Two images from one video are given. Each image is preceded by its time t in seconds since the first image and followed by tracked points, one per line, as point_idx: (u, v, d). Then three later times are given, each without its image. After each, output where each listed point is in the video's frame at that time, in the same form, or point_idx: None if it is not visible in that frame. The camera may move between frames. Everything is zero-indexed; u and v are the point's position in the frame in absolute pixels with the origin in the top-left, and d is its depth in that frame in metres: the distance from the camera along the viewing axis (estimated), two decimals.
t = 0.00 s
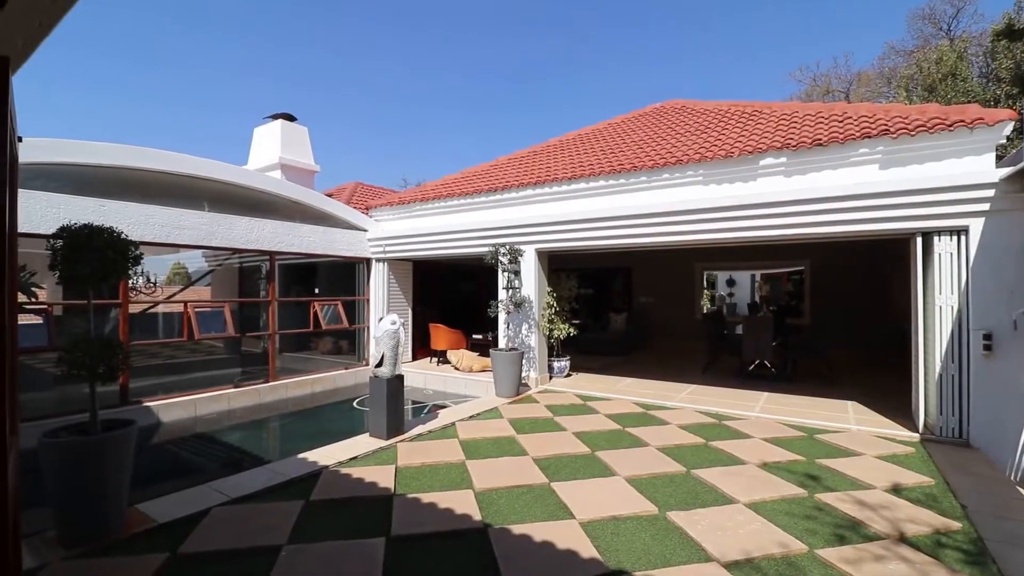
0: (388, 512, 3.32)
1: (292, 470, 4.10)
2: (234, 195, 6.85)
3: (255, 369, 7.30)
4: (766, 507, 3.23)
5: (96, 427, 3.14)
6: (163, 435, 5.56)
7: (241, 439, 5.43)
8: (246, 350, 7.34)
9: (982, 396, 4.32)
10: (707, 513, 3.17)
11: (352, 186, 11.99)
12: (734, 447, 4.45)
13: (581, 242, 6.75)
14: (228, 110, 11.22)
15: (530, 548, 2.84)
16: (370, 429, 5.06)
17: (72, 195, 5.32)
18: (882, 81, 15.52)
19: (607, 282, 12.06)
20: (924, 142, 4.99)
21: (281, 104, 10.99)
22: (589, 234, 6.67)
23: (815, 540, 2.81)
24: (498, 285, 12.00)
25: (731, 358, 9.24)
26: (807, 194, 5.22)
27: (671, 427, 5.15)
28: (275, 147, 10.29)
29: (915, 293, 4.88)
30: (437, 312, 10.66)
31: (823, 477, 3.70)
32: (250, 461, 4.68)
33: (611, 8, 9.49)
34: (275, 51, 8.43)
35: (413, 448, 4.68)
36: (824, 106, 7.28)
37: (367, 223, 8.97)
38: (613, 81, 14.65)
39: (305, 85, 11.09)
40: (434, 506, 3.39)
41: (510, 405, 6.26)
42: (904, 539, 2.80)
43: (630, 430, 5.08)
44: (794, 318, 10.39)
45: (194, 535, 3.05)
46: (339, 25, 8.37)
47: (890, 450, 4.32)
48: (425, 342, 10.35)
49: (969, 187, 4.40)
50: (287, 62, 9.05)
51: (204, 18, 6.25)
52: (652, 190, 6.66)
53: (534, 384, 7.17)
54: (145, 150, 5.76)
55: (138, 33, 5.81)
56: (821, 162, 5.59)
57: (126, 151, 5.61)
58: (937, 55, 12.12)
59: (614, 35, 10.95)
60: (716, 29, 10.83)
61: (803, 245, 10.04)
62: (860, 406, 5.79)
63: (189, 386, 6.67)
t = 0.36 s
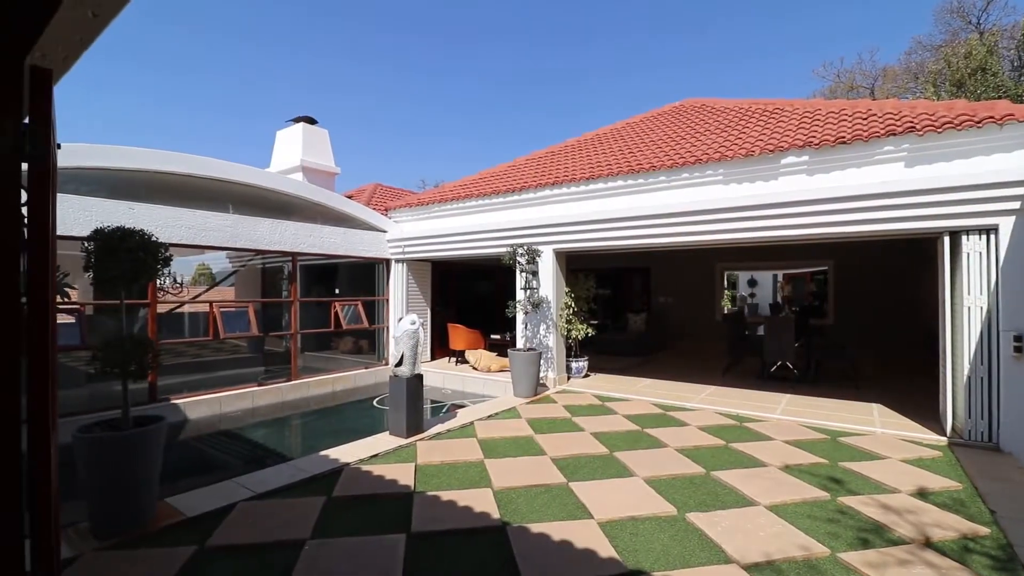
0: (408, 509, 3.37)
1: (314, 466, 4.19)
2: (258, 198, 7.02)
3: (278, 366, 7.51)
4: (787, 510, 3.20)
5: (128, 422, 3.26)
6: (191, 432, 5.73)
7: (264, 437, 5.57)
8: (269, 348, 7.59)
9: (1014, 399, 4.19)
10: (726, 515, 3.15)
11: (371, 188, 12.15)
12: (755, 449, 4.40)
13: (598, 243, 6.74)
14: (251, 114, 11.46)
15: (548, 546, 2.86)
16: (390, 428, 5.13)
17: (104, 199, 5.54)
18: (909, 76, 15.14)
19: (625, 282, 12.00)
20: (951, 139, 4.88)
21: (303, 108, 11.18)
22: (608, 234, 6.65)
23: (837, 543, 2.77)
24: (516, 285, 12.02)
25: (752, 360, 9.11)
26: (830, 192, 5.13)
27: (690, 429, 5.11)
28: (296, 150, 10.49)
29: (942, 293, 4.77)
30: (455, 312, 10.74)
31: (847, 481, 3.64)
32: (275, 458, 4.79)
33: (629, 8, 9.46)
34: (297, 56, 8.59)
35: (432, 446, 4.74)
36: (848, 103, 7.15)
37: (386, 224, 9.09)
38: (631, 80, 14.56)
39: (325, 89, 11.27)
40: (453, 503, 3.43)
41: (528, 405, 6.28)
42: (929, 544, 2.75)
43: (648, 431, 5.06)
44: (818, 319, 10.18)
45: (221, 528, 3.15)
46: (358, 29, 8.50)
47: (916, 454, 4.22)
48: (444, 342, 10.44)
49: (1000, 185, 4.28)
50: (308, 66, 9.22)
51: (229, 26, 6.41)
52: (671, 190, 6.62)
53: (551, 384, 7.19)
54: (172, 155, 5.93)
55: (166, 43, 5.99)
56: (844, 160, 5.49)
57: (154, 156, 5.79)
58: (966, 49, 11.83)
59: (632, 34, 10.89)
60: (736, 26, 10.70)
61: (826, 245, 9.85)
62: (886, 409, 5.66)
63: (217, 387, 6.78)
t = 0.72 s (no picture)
0: (432, 506, 3.44)
1: (339, 463, 4.29)
2: (283, 201, 7.20)
3: (303, 365, 7.64)
4: (812, 513, 3.16)
5: (164, 418, 3.40)
6: (220, 428, 5.92)
7: (290, 434, 5.71)
8: (293, 348, 7.61)
9: None
10: (750, 518, 3.13)
11: (393, 190, 12.32)
12: (779, 452, 4.34)
13: (619, 243, 6.72)
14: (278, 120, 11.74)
15: (569, 545, 2.89)
16: (413, 426, 5.22)
17: (140, 203, 5.76)
18: (940, 71, 14.70)
19: (646, 282, 11.91)
20: (985, 136, 4.74)
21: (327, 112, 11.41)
22: (629, 235, 6.63)
23: (863, 548, 2.73)
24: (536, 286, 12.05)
25: (776, 361, 8.97)
26: (857, 192, 5.03)
27: (712, 431, 5.07)
28: (320, 154, 10.71)
29: (975, 294, 4.63)
30: (475, 312, 10.83)
31: (874, 485, 3.57)
32: (301, 455, 4.92)
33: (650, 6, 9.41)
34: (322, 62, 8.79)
35: (454, 445, 4.80)
36: (876, 100, 6.98)
37: (408, 225, 9.22)
38: (652, 79, 14.45)
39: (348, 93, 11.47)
40: (475, 501, 3.49)
41: (548, 406, 6.31)
42: (960, 550, 2.69)
43: (670, 433, 5.03)
44: (845, 320, 9.95)
45: (252, 521, 3.25)
46: (380, 34, 8.63)
47: (947, 459, 4.11)
48: (464, 342, 10.53)
49: None
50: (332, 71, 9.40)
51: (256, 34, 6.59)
52: (693, 190, 6.57)
53: (572, 384, 7.19)
54: (204, 159, 6.13)
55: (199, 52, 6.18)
56: (872, 158, 5.37)
57: (187, 161, 5.99)
58: (1001, 42, 11.42)
59: (653, 32, 10.82)
60: (759, 23, 10.54)
61: (852, 245, 9.63)
62: (915, 413, 5.51)
63: (244, 382, 6.96)
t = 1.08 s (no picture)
0: (459, 502, 3.51)
1: (368, 459, 4.41)
2: (313, 204, 7.41)
3: (331, 364, 7.79)
4: (842, 518, 3.11)
5: (204, 414, 3.55)
6: (253, 424, 6.13)
7: (319, 431, 5.88)
8: (322, 347, 7.76)
9: None
10: (777, 521, 3.10)
11: (417, 192, 12.50)
12: (808, 455, 4.28)
13: (643, 244, 6.70)
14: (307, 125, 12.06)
15: (595, 543, 2.92)
16: (438, 424, 5.31)
17: (179, 208, 6.01)
18: (980, 63, 14.16)
19: (671, 282, 11.79)
20: None
21: (354, 117, 11.67)
22: (653, 236, 6.60)
23: (895, 553, 2.68)
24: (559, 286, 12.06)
25: (806, 364, 8.78)
26: (890, 190, 4.90)
27: (739, 433, 5.01)
28: (347, 157, 10.95)
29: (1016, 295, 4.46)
30: (499, 313, 10.91)
31: (907, 490, 3.49)
32: (330, 451, 5.05)
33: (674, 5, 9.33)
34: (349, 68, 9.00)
35: (478, 443, 4.87)
36: (911, 95, 6.78)
37: (432, 227, 9.35)
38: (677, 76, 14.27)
39: (375, 97, 11.70)
40: (501, 499, 3.55)
41: (572, 406, 6.33)
42: (997, 558, 2.62)
43: (695, 435, 5.00)
44: (879, 321, 9.65)
45: (287, 513, 3.38)
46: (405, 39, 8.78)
47: (985, 465, 3.98)
48: (488, 342, 10.62)
49: None
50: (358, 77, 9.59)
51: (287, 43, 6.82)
52: (719, 189, 6.50)
53: (596, 385, 7.19)
54: (239, 164, 6.34)
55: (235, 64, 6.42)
56: (905, 155, 5.23)
57: (223, 166, 6.21)
58: None
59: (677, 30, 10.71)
60: (787, 18, 10.31)
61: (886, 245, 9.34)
62: (953, 418, 5.33)
63: (275, 380, 7.16)
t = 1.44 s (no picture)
0: (486, 499, 3.58)
1: (397, 456, 4.52)
2: (343, 206, 7.61)
3: (360, 363, 7.97)
4: (876, 523, 3.05)
5: (243, 408, 3.71)
6: (286, 420, 6.33)
7: (348, 427, 6.03)
8: (351, 346, 7.93)
9: None
10: (808, 524, 3.06)
11: (442, 193, 12.65)
12: (840, 459, 4.19)
13: (669, 244, 6.64)
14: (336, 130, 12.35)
15: (621, 543, 2.93)
16: (464, 423, 5.39)
17: (217, 211, 6.25)
18: None
19: (697, 283, 11.63)
20: None
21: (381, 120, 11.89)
22: (680, 235, 6.54)
23: (931, 559, 2.62)
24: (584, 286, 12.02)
25: (839, 367, 8.54)
26: (928, 187, 4.75)
27: (768, 436, 4.93)
28: (375, 160, 11.16)
29: None
30: (523, 313, 10.97)
31: (945, 496, 3.39)
32: (360, 447, 5.18)
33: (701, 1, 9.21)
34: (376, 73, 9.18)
35: (504, 442, 4.93)
36: (950, 88, 6.54)
37: (458, 228, 9.47)
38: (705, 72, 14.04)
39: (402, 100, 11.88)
40: (527, 496, 3.59)
41: (597, 406, 6.33)
42: None
43: (723, 437, 4.94)
44: (917, 323, 9.31)
45: (320, 506, 3.50)
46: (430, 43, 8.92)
47: None
48: (513, 342, 10.68)
49: None
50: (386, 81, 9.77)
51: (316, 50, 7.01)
52: (748, 188, 6.40)
53: (621, 386, 7.16)
54: (273, 169, 6.55)
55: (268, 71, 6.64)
56: (943, 151, 5.07)
57: (258, 171, 6.42)
58: None
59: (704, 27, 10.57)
60: (819, 11, 10.05)
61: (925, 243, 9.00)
62: (996, 423, 5.12)
63: (306, 377, 7.37)
